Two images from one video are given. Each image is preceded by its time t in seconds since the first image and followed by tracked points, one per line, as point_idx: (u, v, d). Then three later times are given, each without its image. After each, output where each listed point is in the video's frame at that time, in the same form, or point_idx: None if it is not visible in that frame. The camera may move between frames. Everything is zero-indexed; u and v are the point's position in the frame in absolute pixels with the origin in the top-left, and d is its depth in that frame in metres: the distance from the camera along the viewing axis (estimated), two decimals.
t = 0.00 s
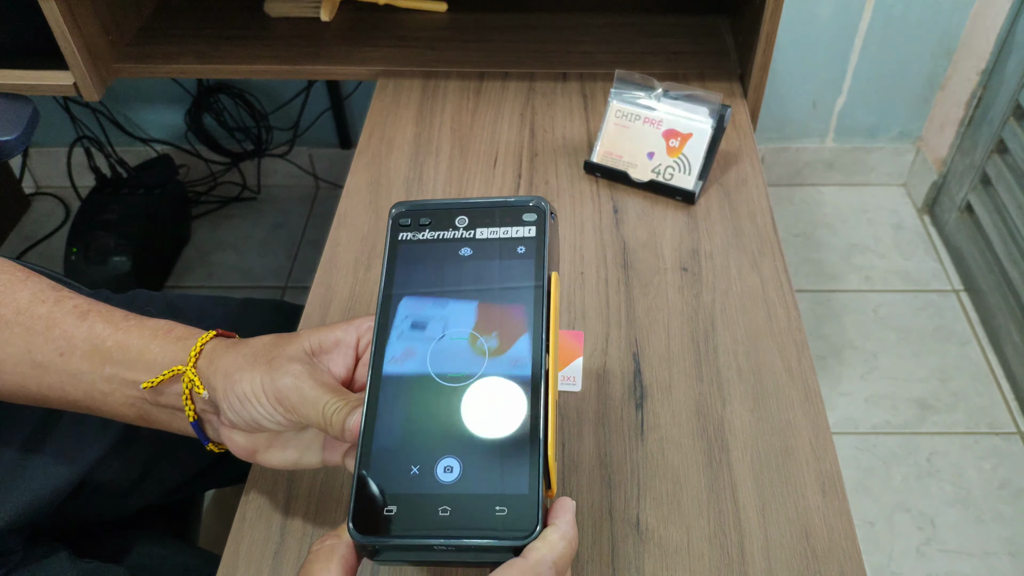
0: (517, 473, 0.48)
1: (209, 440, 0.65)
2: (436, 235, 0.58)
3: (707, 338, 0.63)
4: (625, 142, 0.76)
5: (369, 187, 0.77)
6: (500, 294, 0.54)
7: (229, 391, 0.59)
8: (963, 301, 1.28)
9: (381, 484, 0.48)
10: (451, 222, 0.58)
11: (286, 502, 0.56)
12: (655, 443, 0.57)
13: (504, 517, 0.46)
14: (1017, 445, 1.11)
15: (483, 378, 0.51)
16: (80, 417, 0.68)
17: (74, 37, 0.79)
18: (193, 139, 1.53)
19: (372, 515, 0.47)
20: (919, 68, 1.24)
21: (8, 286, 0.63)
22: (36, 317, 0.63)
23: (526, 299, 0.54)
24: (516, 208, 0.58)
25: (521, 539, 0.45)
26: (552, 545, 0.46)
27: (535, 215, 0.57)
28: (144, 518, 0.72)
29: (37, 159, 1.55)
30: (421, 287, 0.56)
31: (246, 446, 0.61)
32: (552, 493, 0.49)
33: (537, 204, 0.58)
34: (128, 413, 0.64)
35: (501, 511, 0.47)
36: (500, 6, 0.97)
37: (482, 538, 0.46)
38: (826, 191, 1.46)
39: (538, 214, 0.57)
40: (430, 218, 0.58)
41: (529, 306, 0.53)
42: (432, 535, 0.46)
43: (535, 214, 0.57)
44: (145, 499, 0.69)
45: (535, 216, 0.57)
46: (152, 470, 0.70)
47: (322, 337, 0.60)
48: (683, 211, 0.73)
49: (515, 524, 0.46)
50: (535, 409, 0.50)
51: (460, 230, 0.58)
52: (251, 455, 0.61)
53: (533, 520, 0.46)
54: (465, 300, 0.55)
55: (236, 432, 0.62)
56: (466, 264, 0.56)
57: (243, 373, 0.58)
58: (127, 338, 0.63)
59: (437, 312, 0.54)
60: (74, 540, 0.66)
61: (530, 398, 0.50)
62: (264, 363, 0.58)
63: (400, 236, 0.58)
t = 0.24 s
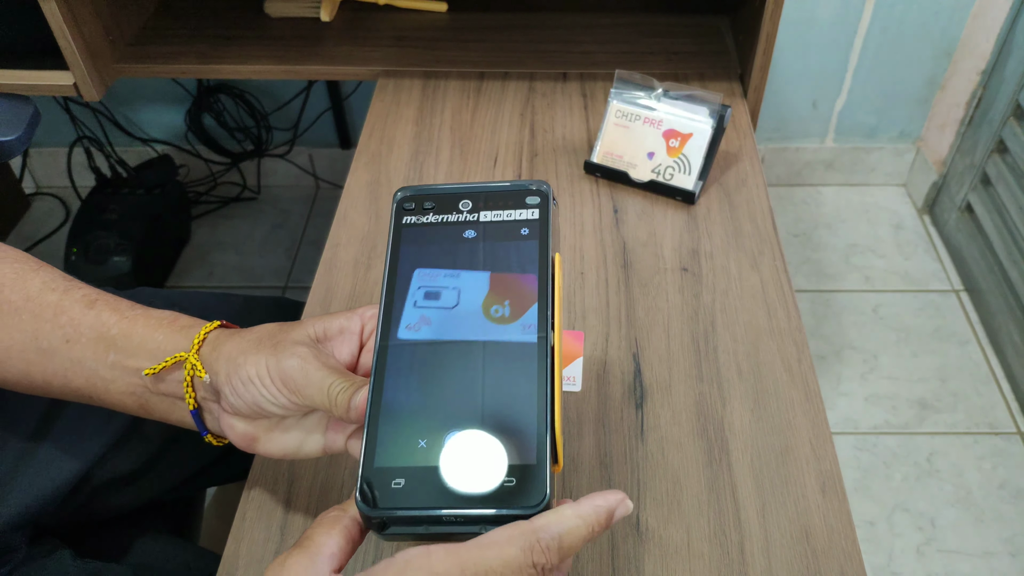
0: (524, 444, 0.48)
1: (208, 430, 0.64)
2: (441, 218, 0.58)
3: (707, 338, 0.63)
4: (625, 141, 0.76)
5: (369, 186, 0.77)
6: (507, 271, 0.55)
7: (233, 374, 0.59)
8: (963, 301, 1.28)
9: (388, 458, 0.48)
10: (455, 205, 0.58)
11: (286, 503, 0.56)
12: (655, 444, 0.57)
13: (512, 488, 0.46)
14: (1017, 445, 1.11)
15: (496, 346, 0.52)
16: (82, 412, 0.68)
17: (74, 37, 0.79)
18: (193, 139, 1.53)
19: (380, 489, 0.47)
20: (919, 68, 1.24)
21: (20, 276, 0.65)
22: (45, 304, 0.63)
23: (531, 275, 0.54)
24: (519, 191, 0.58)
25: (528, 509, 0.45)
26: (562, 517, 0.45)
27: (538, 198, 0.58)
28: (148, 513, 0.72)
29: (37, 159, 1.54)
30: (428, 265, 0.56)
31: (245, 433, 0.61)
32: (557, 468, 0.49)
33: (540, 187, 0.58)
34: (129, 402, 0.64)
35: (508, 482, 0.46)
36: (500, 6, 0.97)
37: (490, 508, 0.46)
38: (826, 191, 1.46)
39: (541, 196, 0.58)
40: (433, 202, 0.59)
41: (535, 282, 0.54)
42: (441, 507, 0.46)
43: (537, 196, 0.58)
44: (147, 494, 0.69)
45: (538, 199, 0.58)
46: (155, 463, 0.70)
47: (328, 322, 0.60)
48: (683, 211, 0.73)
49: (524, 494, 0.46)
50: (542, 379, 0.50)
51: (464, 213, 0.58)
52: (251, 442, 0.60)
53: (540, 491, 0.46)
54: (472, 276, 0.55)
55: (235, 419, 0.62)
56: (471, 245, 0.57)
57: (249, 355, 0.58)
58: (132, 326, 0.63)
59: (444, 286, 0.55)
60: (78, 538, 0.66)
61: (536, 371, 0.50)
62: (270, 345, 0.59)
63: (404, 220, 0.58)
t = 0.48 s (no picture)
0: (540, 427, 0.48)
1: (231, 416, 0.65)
2: (452, 209, 0.58)
3: (707, 338, 0.63)
4: (624, 141, 0.76)
5: (369, 186, 0.77)
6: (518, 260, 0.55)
7: (255, 362, 0.59)
8: (963, 302, 1.28)
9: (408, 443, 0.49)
10: (466, 196, 0.58)
11: (286, 502, 0.55)
12: (655, 443, 0.57)
13: (530, 469, 0.47)
14: (1017, 445, 1.11)
15: (507, 336, 0.52)
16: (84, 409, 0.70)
17: (74, 38, 0.79)
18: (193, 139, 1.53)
19: (401, 472, 0.47)
20: (919, 68, 1.24)
21: (51, 261, 0.66)
22: (75, 290, 0.65)
23: (541, 263, 0.54)
24: (528, 181, 0.58)
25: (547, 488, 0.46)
26: (556, 483, 0.43)
27: (547, 186, 0.58)
28: (153, 507, 0.71)
29: (37, 159, 1.55)
30: (441, 256, 0.56)
31: (269, 417, 0.59)
32: (572, 448, 0.50)
33: (549, 176, 0.58)
34: (155, 385, 0.65)
35: (526, 463, 0.47)
36: (500, 6, 0.97)
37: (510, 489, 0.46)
38: (826, 191, 1.46)
39: (550, 185, 0.58)
40: (444, 193, 0.59)
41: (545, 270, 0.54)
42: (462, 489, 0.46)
43: (546, 185, 0.58)
44: (148, 488, 0.69)
45: (546, 188, 0.58)
46: (156, 457, 0.71)
47: (348, 310, 0.60)
48: (683, 211, 0.73)
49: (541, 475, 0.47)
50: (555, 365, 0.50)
51: (475, 204, 0.58)
52: (273, 427, 0.59)
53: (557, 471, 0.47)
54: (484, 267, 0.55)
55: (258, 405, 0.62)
56: (483, 235, 0.57)
57: (272, 343, 0.59)
58: (158, 313, 0.64)
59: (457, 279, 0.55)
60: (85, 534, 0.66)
61: (549, 354, 0.51)
62: (292, 333, 0.59)
63: (416, 212, 0.58)
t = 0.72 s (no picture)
0: (563, 446, 0.49)
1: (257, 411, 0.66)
2: (466, 216, 0.56)
3: (707, 338, 0.63)
4: (624, 142, 0.76)
5: (369, 186, 0.77)
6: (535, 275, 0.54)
7: (280, 362, 0.60)
8: (963, 302, 1.28)
9: (438, 462, 0.49)
10: (480, 201, 0.57)
11: (286, 502, 0.55)
12: (655, 444, 0.57)
13: (556, 488, 0.48)
14: (1017, 445, 1.11)
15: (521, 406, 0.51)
16: (84, 406, 0.70)
17: (74, 38, 0.79)
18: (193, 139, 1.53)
19: (433, 491, 0.48)
20: (918, 68, 1.24)
21: (73, 250, 0.66)
22: (97, 279, 0.65)
23: (558, 275, 0.54)
24: (542, 185, 0.56)
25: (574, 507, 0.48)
26: (570, 522, 0.46)
27: (561, 191, 0.56)
28: (154, 504, 0.71)
29: (37, 159, 1.54)
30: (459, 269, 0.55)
31: (294, 409, 0.59)
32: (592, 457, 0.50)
33: (563, 179, 0.56)
34: (181, 373, 0.66)
35: (552, 482, 0.48)
36: (499, 6, 0.97)
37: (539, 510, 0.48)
38: (826, 191, 1.46)
39: (564, 190, 0.56)
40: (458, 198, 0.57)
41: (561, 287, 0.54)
42: (493, 508, 0.48)
43: (560, 190, 0.56)
44: (148, 483, 0.69)
45: (560, 193, 0.56)
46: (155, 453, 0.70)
47: (367, 306, 0.61)
48: (683, 211, 0.73)
49: (568, 493, 0.48)
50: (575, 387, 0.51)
51: (489, 210, 0.56)
52: (299, 418, 0.59)
53: (582, 489, 0.48)
54: (501, 280, 0.54)
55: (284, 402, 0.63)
56: (498, 246, 0.56)
57: (295, 345, 0.60)
58: (179, 303, 0.64)
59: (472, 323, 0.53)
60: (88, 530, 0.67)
61: (570, 375, 0.51)
62: (313, 335, 0.59)
63: (431, 219, 0.56)
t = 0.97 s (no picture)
0: (571, 468, 0.49)
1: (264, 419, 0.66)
2: (479, 237, 0.55)
3: (707, 338, 0.63)
4: (624, 141, 0.76)
5: (369, 187, 0.77)
6: (546, 301, 0.53)
7: (290, 373, 0.60)
8: (963, 302, 1.28)
9: (447, 480, 0.49)
10: (496, 222, 0.55)
11: (286, 503, 0.55)
12: (655, 444, 0.57)
13: (562, 509, 0.49)
14: (1017, 445, 1.11)
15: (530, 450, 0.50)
16: (85, 405, 0.70)
17: (74, 38, 0.79)
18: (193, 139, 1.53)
19: (441, 506, 0.49)
20: (918, 68, 1.24)
21: (81, 252, 0.66)
22: (105, 283, 0.65)
23: (569, 305, 0.52)
24: (557, 210, 0.54)
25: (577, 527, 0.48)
26: (570, 540, 0.46)
27: (576, 217, 0.54)
28: (154, 506, 0.71)
29: (37, 159, 1.54)
30: (473, 292, 0.53)
31: (301, 415, 0.59)
32: (597, 475, 0.51)
33: (579, 205, 0.54)
34: (188, 378, 0.66)
35: (558, 503, 0.49)
36: (499, 6, 0.97)
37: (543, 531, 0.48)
38: (826, 191, 1.46)
39: (579, 216, 0.54)
40: (474, 217, 0.55)
41: (571, 316, 0.52)
42: (498, 528, 0.48)
43: (575, 216, 0.54)
44: (149, 485, 0.69)
45: (575, 219, 0.54)
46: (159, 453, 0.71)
47: (376, 318, 0.60)
48: (683, 210, 0.73)
49: (574, 514, 0.48)
50: (584, 413, 0.50)
51: (504, 231, 0.55)
52: (308, 428, 0.59)
53: (588, 511, 0.48)
54: (513, 305, 0.53)
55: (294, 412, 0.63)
56: (511, 270, 0.54)
57: (305, 355, 0.59)
58: (187, 310, 0.64)
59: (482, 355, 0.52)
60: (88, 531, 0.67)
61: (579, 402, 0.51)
62: (324, 347, 0.59)
63: (445, 238, 0.55)
